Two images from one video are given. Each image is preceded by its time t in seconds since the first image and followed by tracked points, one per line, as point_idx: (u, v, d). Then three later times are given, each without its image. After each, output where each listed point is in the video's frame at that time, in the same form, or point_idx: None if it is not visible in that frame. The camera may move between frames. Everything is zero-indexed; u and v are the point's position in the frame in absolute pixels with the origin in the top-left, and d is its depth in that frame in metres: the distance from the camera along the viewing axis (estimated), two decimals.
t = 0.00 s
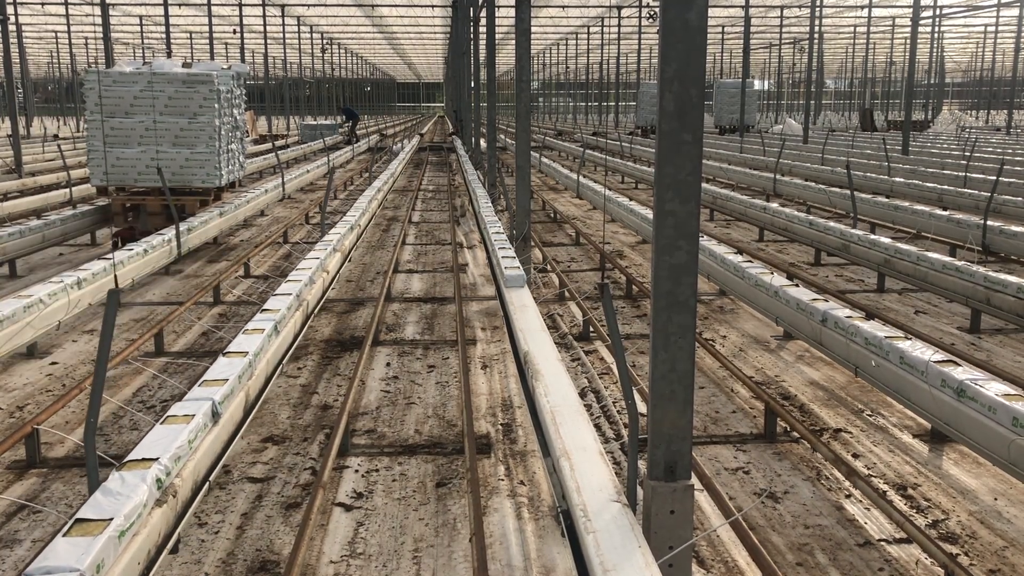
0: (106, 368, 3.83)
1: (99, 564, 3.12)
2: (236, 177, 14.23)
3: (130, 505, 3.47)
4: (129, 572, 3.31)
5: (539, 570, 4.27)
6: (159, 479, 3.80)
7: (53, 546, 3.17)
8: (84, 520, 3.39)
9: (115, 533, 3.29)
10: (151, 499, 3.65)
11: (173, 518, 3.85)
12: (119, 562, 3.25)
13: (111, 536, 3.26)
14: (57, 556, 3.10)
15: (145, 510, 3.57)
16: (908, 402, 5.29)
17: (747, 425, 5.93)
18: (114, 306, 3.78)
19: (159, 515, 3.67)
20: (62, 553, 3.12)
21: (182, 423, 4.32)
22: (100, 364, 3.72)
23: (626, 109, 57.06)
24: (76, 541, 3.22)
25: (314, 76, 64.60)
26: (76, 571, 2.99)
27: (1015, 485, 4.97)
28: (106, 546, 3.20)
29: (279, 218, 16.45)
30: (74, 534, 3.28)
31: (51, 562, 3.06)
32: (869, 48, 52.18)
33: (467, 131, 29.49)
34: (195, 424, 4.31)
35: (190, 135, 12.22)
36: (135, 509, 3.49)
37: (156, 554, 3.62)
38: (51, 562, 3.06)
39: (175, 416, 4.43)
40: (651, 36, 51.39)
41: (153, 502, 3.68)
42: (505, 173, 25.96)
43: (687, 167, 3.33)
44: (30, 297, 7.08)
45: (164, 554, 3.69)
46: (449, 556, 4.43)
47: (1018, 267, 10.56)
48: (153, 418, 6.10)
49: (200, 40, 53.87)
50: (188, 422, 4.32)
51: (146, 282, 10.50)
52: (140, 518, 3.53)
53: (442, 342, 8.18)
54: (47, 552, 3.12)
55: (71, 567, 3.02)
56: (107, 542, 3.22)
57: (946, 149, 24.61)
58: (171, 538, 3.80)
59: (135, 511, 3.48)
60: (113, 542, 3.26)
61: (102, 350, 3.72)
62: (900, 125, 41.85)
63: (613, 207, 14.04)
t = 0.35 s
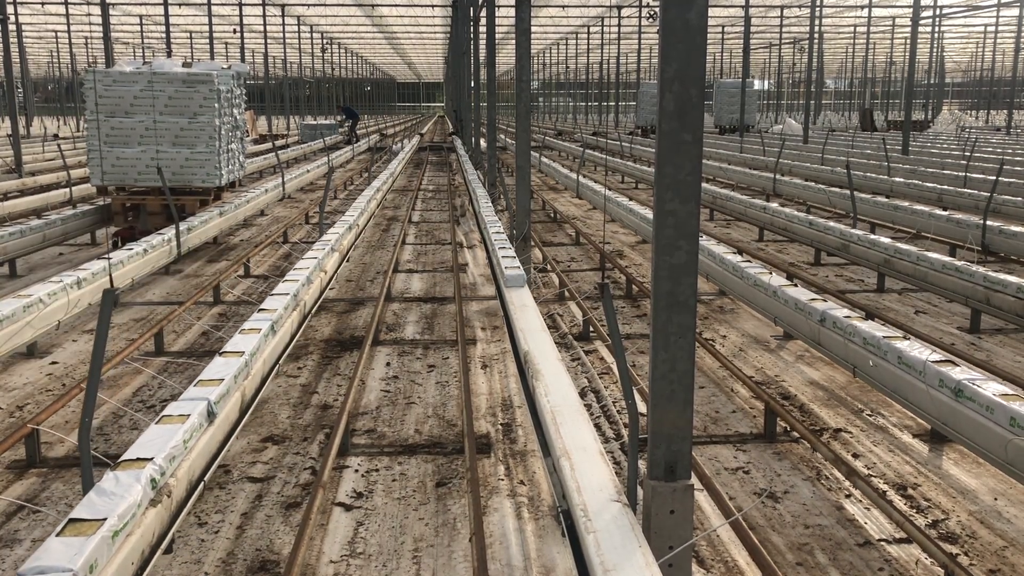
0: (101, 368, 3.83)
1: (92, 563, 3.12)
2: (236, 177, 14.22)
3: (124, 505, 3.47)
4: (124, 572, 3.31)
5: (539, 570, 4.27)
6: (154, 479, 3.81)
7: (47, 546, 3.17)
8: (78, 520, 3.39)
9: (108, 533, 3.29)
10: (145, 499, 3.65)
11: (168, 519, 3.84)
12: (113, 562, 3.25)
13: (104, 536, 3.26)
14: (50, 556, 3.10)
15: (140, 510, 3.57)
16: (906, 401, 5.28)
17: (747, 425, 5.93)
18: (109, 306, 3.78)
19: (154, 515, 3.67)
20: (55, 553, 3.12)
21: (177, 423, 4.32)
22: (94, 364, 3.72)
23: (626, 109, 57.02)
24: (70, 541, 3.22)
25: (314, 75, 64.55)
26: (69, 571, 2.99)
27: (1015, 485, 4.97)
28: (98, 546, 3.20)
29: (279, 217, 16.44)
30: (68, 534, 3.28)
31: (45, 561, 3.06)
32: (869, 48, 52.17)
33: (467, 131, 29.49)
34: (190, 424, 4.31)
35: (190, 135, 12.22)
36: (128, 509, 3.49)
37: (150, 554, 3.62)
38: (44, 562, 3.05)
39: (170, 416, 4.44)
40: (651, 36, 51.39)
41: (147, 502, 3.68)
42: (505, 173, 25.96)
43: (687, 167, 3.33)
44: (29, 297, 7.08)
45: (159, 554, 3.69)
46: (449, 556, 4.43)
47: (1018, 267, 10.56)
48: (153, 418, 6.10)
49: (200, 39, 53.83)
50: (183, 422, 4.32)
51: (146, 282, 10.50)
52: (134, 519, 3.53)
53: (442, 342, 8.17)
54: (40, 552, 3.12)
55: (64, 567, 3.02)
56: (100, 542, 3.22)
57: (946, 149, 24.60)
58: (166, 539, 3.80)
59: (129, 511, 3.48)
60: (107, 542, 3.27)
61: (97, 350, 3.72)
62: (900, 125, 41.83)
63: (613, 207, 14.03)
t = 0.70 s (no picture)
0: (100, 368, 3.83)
1: (92, 563, 3.12)
2: (236, 177, 14.22)
3: (124, 505, 3.47)
4: (124, 572, 3.31)
5: (539, 570, 4.28)
6: (154, 479, 3.81)
7: (47, 545, 3.17)
8: (78, 520, 3.39)
9: (108, 533, 3.29)
10: (145, 499, 3.65)
11: (168, 518, 3.84)
12: (114, 561, 3.25)
13: (104, 536, 3.26)
14: (50, 556, 3.09)
15: (140, 510, 3.57)
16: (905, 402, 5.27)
17: (747, 425, 5.93)
18: (109, 305, 3.78)
19: (154, 515, 3.67)
20: (55, 552, 3.12)
21: (177, 423, 4.32)
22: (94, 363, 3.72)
23: (626, 109, 57.06)
24: (70, 541, 3.21)
25: (314, 75, 64.57)
26: (69, 571, 2.99)
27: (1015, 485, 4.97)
28: (98, 546, 3.20)
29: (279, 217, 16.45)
30: (68, 534, 3.28)
31: (44, 562, 3.06)
32: (869, 48, 52.17)
33: (467, 131, 29.50)
34: (190, 424, 4.31)
35: (190, 135, 12.23)
36: (128, 509, 3.49)
37: (150, 554, 3.62)
38: (44, 562, 3.05)
39: (170, 416, 4.44)
40: (651, 36, 51.41)
41: (147, 502, 3.68)
42: (505, 173, 25.96)
43: (687, 167, 3.33)
44: (29, 297, 7.07)
45: (159, 553, 3.69)
46: (449, 556, 4.43)
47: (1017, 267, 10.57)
48: (153, 418, 6.10)
49: (200, 39, 53.84)
50: (183, 422, 4.32)
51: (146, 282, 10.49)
52: (135, 518, 3.52)
53: (442, 342, 8.17)
54: (40, 552, 3.12)
55: (64, 567, 3.02)
56: (100, 542, 3.22)
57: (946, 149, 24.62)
58: (166, 539, 3.80)
59: (129, 511, 3.48)
60: (107, 542, 3.27)
61: (97, 349, 3.71)
62: (900, 125, 41.87)
63: (612, 207, 14.03)
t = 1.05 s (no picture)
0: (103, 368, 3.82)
1: (95, 563, 3.12)
2: (236, 176, 14.22)
3: (126, 504, 3.46)
4: (126, 573, 3.31)
5: (539, 570, 4.28)
6: (156, 478, 3.80)
7: (49, 545, 3.17)
8: (81, 520, 3.38)
9: (111, 533, 3.28)
10: (147, 499, 3.65)
11: (170, 518, 3.84)
12: (116, 561, 3.25)
13: (106, 535, 3.25)
14: (52, 556, 3.09)
15: (142, 510, 3.57)
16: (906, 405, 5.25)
17: (747, 425, 5.93)
18: (111, 305, 3.78)
19: (156, 515, 3.67)
20: (58, 552, 3.11)
21: (179, 423, 4.32)
22: (97, 363, 3.71)
23: (626, 109, 57.07)
24: (73, 540, 3.21)
25: (314, 75, 64.59)
26: (72, 571, 2.98)
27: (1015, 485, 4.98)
28: (101, 546, 3.19)
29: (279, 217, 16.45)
30: (70, 534, 3.28)
31: (46, 561, 3.05)
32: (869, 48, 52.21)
33: (467, 131, 29.51)
34: (192, 424, 4.30)
35: (190, 135, 12.23)
36: (131, 509, 3.48)
37: (152, 554, 3.61)
38: (46, 561, 3.05)
39: (172, 416, 4.43)
40: (650, 36, 51.47)
41: (149, 502, 3.68)
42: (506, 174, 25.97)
43: (686, 166, 3.33)
44: (27, 297, 7.07)
45: (161, 553, 3.69)
46: (449, 556, 4.43)
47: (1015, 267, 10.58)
48: (153, 418, 6.10)
49: (200, 39, 53.80)
50: (185, 422, 4.32)
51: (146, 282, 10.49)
52: (137, 518, 3.52)
53: (442, 342, 8.17)
54: (42, 552, 3.12)
55: (67, 567, 3.01)
56: (103, 542, 3.21)
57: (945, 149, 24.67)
58: (168, 539, 3.80)
59: (131, 511, 3.47)
60: (109, 541, 3.26)
61: (100, 349, 3.71)
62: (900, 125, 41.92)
63: (612, 207, 14.05)
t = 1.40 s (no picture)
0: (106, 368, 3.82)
1: (99, 563, 3.12)
2: (236, 176, 14.22)
3: (131, 505, 3.46)
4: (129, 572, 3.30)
5: (539, 570, 4.28)
6: (160, 478, 3.80)
7: (53, 545, 3.17)
8: (85, 519, 3.38)
9: (115, 533, 3.28)
10: (151, 499, 3.65)
11: (172, 518, 3.84)
12: (119, 561, 3.24)
13: (110, 535, 3.25)
14: (58, 556, 3.09)
15: (145, 510, 3.57)
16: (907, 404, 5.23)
17: (747, 425, 5.93)
18: (115, 305, 3.77)
19: (159, 515, 3.67)
20: (61, 552, 3.11)
21: (182, 423, 4.32)
22: (100, 364, 3.71)
23: (626, 109, 57.08)
24: (77, 541, 3.21)
25: (314, 75, 64.59)
26: (76, 572, 2.98)
27: (1015, 484, 4.98)
28: (105, 546, 3.19)
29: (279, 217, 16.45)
30: (74, 533, 3.27)
31: (52, 561, 3.05)
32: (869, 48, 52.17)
33: (467, 131, 29.51)
34: (195, 424, 4.30)
35: (190, 134, 12.23)
36: (134, 509, 3.48)
37: (155, 554, 3.61)
38: (52, 561, 3.04)
39: (174, 416, 4.43)
40: (651, 36, 51.49)
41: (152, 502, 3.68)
42: (506, 174, 25.96)
43: (686, 166, 3.33)
44: (26, 297, 7.07)
45: (164, 553, 3.69)
46: (449, 556, 4.43)
47: (1016, 267, 10.56)
48: (153, 418, 6.10)
49: (200, 39, 53.81)
50: (188, 422, 4.32)
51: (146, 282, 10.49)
52: (140, 518, 3.52)
53: (442, 342, 8.18)
54: (47, 551, 3.12)
55: (72, 567, 3.01)
56: (107, 542, 3.21)
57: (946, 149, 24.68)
58: (171, 539, 3.80)
59: (135, 511, 3.47)
60: (113, 541, 3.26)
61: (103, 350, 3.70)
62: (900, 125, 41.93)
63: (612, 207, 14.05)
